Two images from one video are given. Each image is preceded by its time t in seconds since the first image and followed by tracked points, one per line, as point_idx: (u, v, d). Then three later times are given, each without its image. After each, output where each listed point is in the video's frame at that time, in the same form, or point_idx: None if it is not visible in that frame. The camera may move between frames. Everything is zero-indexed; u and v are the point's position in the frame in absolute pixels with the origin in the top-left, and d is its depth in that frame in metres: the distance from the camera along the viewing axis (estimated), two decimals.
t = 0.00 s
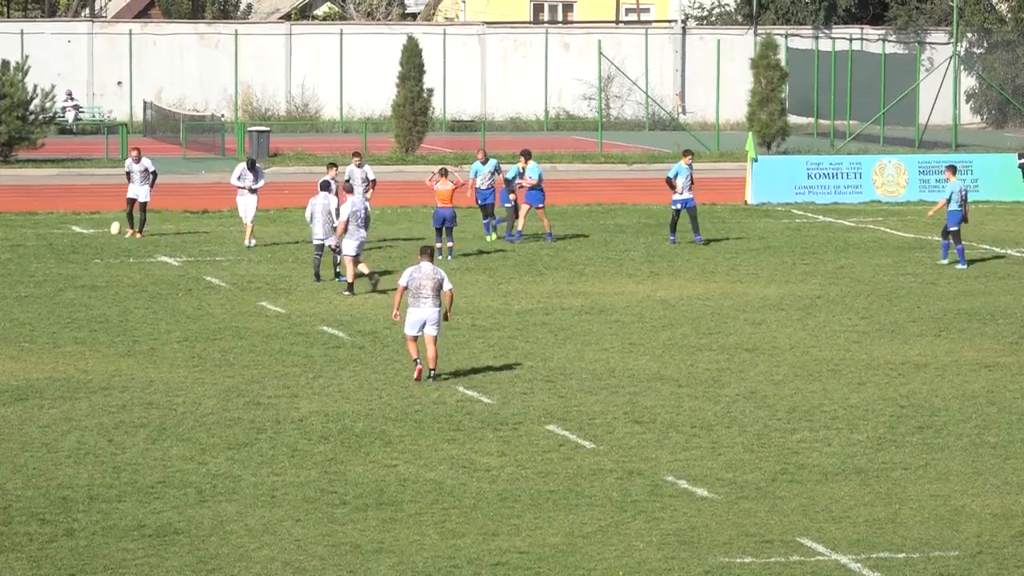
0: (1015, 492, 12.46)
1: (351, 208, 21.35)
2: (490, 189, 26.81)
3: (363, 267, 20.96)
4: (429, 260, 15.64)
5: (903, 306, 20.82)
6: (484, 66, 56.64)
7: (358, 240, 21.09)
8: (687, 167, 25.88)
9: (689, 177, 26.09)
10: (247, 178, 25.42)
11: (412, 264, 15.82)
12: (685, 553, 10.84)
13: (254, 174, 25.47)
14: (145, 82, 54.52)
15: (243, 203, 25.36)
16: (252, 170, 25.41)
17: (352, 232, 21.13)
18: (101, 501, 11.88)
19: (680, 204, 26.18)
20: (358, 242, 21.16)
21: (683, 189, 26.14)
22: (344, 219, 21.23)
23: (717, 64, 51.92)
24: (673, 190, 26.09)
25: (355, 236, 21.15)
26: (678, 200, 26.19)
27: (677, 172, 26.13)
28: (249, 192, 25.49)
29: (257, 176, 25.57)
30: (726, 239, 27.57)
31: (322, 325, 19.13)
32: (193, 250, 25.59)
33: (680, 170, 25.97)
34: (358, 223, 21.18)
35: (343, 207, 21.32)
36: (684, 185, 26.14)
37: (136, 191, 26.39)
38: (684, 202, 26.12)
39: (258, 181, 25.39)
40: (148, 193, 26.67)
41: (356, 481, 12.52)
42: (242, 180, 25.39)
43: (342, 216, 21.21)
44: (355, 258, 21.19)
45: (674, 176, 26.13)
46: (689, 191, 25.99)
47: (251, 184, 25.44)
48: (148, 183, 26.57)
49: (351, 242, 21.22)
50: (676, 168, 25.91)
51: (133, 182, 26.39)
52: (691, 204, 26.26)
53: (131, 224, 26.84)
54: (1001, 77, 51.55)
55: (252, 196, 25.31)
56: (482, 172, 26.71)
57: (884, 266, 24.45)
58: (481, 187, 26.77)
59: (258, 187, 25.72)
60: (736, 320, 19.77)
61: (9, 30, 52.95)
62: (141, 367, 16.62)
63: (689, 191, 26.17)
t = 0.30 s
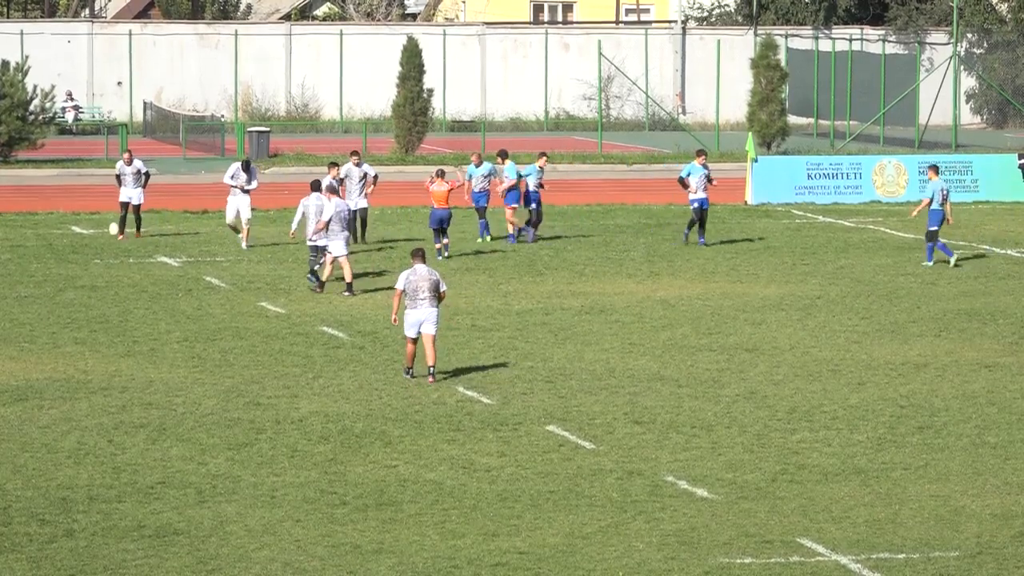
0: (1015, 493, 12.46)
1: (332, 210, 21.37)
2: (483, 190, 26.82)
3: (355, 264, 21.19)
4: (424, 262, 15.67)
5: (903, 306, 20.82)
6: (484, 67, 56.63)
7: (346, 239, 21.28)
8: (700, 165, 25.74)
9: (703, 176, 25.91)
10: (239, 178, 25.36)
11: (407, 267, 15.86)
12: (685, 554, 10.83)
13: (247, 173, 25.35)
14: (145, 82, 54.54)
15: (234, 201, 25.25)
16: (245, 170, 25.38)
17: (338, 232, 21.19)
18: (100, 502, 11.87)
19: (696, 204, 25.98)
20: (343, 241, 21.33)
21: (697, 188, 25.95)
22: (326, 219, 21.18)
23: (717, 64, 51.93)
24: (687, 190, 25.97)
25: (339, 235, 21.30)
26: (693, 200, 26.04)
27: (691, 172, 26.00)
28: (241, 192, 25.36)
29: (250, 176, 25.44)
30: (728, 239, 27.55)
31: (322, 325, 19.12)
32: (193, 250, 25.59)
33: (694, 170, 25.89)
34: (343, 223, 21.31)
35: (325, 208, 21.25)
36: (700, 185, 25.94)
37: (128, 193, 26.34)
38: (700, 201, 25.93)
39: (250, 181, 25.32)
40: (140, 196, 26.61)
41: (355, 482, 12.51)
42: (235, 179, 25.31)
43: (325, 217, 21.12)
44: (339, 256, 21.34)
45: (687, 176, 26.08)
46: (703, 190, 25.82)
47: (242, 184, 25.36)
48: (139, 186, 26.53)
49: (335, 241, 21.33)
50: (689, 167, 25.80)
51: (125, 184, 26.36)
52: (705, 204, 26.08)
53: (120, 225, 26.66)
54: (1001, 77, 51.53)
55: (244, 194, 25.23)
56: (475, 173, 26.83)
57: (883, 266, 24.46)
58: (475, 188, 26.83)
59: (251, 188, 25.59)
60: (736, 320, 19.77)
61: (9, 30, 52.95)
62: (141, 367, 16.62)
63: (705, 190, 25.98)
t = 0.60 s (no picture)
0: (1016, 491, 12.45)
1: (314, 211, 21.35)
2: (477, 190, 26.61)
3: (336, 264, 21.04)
4: (413, 256, 15.98)
5: (904, 305, 20.83)
6: (484, 66, 56.62)
7: (328, 241, 21.26)
8: (714, 165, 25.74)
9: (717, 177, 25.91)
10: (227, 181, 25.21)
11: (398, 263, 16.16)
12: (685, 553, 10.83)
13: (235, 175, 25.26)
14: (145, 81, 54.54)
15: (223, 204, 25.11)
16: (233, 173, 25.20)
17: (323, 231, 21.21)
18: (101, 500, 11.88)
19: (711, 205, 25.79)
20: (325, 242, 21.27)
21: (711, 189, 25.87)
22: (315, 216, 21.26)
23: (717, 63, 51.92)
24: (702, 190, 25.89)
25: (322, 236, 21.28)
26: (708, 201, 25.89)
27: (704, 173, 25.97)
28: (229, 194, 25.28)
29: (238, 178, 25.34)
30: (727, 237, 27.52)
31: (322, 324, 19.12)
32: (194, 249, 25.59)
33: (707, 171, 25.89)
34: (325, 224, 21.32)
35: (310, 205, 21.37)
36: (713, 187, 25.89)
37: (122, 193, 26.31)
38: (714, 202, 25.78)
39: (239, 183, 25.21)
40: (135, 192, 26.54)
41: (356, 480, 12.51)
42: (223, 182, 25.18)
43: (311, 213, 21.29)
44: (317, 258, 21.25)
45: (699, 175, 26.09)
46: (717, 191, 25.76)
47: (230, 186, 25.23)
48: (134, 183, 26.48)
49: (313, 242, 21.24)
50: (702, 168, 25.80)
51: (119, 182, 26.28)
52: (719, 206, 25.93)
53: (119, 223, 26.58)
54: (1001, 76, 51.50)
55: (234, 197, 25.09)
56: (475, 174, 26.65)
57: (884, 266, 24.44)
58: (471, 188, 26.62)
59: (240, 189, 25.49)
60: (737, 319, 19.77)
61: (9, 29, 52.91)
62: (141, 366, 16.63)
63: (718, 192, 25.90)
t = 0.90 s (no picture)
0: (1015, 490, 12.46)
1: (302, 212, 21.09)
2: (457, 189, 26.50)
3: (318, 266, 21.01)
4: (412, 257, 15.94)
5: (904, 304, 20.84)
6: (485, 65, 56.63)
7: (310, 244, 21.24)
8: (726, 164, 25.72)
9: (730, 175, 25.86)
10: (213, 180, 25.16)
11: (396, 263, 16.11)
12: (685, 552, 10.84)
13: (221, 174, 25.16)
14: (146, 81, 54.55)
15: (210, 203, 25.13)
16: (218, 171, 25.13)
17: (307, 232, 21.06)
18: (101, 500, 11.89)
19: (723, 203, 25.90)
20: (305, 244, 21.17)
21: (724, 187, 25.90)
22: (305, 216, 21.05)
23: (717, 63, 51.89)
24: (715, 188, 25.89)
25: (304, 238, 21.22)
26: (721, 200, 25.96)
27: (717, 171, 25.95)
28: (217, 192, 25.22)
29: (224, 176, 25.25)
30: (726, 237, 27.52)
31: (323, 323, 19.13)
32: (194, 248, 25.60)
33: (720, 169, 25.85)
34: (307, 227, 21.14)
35: (295, 204, 21.08)
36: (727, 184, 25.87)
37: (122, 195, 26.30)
38: (726, 200, 25.86)
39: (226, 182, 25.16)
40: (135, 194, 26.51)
41: (356, 480, 12.51)
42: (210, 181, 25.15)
43: (298, 211, 21.03)
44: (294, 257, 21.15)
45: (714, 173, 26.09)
46: (730, 189, 25.76)
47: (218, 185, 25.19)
48: (134, 186, 26.46)
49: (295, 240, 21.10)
50: (716, 166, 25.75)
51: (120, 185, 26.25)
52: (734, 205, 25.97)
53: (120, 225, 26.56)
54: (1001, 76, 51.49)
55: (220, 196, 25.07)
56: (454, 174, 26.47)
57: (884, 265, 24.44)
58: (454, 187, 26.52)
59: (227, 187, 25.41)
60: (737, 318, 19.78)
61: (9, 28, 52.90)
62: (142, 365, 16.64)
63: (731, 190, 25.92)
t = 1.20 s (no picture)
0: (1016, 491, 12.46)
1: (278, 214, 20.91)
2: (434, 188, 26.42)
3: (296, 266, 20.77)
4: (409, 254, 16.25)
5: (904, 305, 20.84)
6: (484, 66, 56.64)
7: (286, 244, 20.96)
8: (744, 168, 25.51)
9: (748, 179, 25.62)
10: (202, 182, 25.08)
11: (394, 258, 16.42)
12: (685, 553, 10.84)
13: (210, 179, 25.06)
14: (146, 82, 54.55)
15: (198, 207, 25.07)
16: (207, 176, 25.04)
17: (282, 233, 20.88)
18: (101, 500, 11.88)
19: (740, 207, 25.70)
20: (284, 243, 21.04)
21: (742, 191, 25.71)
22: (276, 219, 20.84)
23: (717, 63, 51.89)
24: (733, 192, 25.73)
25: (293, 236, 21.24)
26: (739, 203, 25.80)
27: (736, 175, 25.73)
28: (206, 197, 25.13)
29: (214, 181, 25.14)
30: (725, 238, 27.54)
31: (322, 324, 19.11)
32: (194, 249, 25.58)
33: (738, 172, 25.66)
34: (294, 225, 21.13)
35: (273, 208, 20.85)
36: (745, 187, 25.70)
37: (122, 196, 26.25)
38: (745, 204, 25.68)
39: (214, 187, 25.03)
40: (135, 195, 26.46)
41: (356, 480, 12.52)
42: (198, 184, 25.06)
43: (273, 215, 20.79)
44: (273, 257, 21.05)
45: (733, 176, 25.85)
46: (748, 193, 25.57)
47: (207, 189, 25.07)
48: (134, 186, 26.41)
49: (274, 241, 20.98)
50: (734, 169, 25.49)
51: (120, 185, 26.22)
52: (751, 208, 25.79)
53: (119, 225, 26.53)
54: (1001, 76, 51.50)
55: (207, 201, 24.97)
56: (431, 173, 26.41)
57: (883, 266, 24.45)
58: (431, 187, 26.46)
59: (217, 191, 25.31)
60: (737, 319, 19.78)
61: (9, 28, 52.90)
62: (141, 366, 16.63)
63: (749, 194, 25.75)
